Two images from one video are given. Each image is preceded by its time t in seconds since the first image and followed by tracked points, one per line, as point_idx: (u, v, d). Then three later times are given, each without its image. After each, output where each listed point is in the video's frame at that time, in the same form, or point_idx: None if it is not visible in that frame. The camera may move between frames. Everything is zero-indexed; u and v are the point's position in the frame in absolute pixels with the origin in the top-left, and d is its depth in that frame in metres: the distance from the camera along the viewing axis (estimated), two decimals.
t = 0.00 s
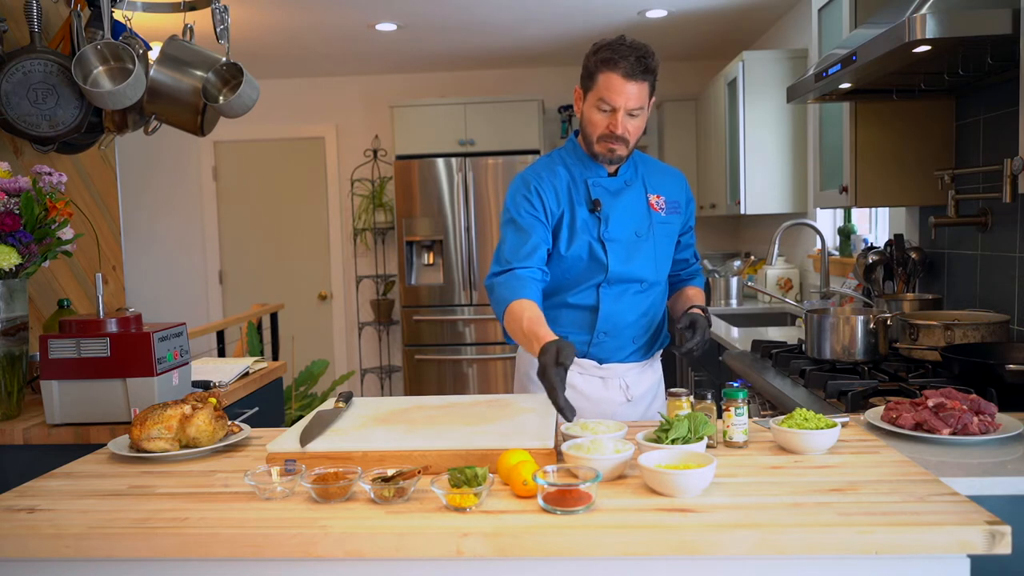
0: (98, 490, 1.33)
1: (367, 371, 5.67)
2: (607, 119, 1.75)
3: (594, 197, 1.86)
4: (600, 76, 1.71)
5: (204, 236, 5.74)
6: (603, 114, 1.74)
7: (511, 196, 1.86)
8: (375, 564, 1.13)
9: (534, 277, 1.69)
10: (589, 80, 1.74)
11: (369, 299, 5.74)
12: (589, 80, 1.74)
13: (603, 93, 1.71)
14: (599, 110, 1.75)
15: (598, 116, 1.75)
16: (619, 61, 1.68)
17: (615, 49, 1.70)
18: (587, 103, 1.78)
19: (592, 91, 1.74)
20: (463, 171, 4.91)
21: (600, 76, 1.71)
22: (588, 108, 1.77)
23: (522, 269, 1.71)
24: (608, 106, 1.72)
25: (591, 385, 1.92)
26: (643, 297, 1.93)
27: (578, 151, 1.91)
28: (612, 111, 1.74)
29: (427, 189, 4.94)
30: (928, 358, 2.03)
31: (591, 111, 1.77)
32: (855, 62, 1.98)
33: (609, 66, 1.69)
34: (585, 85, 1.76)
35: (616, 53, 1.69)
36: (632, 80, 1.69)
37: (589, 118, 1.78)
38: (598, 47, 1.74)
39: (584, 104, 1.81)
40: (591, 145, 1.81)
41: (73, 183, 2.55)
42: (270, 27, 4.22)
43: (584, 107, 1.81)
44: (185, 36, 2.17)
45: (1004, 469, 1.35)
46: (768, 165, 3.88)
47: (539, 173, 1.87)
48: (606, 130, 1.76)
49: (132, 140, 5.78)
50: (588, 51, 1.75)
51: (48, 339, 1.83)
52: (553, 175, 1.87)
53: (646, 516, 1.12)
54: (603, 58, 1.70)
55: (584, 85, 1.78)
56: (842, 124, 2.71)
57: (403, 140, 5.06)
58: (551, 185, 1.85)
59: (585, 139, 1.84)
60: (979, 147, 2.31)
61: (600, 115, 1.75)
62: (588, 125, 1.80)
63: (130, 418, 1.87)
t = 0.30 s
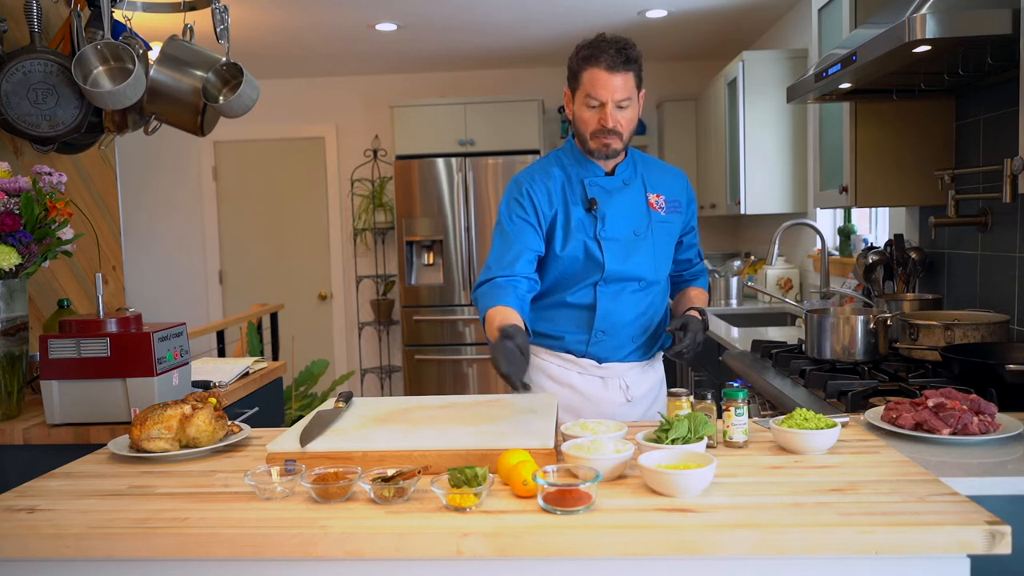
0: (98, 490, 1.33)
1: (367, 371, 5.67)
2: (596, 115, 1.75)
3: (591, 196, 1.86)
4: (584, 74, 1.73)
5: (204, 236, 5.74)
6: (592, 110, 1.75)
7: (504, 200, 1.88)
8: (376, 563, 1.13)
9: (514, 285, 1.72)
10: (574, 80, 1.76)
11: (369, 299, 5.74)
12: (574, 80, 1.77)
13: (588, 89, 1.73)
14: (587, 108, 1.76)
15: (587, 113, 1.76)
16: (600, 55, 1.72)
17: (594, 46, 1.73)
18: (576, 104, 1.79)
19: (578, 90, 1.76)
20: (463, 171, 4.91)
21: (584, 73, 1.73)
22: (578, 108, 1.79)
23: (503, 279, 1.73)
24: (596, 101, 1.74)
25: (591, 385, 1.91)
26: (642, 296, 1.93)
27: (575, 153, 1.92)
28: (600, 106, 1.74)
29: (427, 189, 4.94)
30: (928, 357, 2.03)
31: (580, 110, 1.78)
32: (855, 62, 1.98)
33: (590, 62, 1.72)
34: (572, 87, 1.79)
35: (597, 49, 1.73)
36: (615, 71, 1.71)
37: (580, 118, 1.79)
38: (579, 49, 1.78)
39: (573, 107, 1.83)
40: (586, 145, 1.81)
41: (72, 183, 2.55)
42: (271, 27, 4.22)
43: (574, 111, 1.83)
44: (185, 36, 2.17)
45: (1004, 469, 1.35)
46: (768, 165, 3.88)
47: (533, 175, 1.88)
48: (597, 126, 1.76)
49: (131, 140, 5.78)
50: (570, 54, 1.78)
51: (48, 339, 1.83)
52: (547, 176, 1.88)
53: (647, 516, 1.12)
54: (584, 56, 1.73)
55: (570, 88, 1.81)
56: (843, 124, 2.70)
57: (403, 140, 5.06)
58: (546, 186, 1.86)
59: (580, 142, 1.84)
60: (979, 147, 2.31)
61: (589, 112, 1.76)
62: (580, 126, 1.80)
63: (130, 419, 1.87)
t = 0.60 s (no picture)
0: (98, 490, 1.33)
1: (367, 371, 5.67)
2: (596, 100, 1.75)
3: (581, 190, 1.88)
4: (587, 62, 1.76)
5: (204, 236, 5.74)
6: (592, 96, 1.76)
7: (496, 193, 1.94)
8: (375, 563, 1.13)
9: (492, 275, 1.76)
10: (578, 69, 1.79)
11: (369, 299, 5.74)
12: (577, 71, 1.79)
13: (590, 75, 1.75)
14: (587, 94, 1.76)
15: (587, 99, 1.76)
16: (602, 44, 1.74)
17: (598, 37, 1.77)
18: (577, 94, 1.80)
19: (580, 77, 1.77)
20: (463, 171, 4.91)
21: (587, 61, 1.76)
22: (579, 97, 1.80)
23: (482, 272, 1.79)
24: (596, 86, 1.74)
25: (580, 385, 1.91)
26: (632, 294, 1.91)
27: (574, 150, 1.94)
28: (600, 91, 1.75)
29: (427, 189, 4.94)
30: (928, 358, 2.03)
31: (581, 99, 1.78)
32: (855, 62, 1.98)
33: (593, 49, 1.75)
34: (574, 78, 1.81)
35: (600, 40, 1.76)
36: (617, 58, 1.73)
37: (580, 106, 1.79)
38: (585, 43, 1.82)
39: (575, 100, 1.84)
40: (585, 133, 1.80)
41: (72, 183, 2.55)
42: (271, 27, 4.22)
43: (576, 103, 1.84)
44: (185, 36, 2.17)
45: (1004, 469, 1.35)
46: (768, 165, 3.88)
47: (526, 170, 1.93)
48: (596, 112, 1.76)
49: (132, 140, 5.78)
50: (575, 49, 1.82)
51: (48, 339, 1.83)
52: (540, 170, 1.91)
53: (647, 516, 1.12)
54: (588, 45, 1.76)
55: (573, 81, 1.83)
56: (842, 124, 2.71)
57: (403, 140, 5.06)
58: (536, 180, 1.90)
59: (579, 133, 1.83)
60: (979, 147, 2.31)
61: (589, 98, 1.76)
62: (580, 115, 1.80)
63: (131, 419, 1.87)
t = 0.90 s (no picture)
0: (98, 490, 1.33)
1: (367, 371, 5.67)
2: (593, 104, 1.76)
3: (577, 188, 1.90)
4: (584, 66, 1.76)
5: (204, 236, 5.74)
6: (589, 99, 1.76)
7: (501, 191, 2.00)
8: (375, 563, 1.13)
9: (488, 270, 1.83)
10: (577, 73, 1.79)
11: (369, 299, 5.73)
12: (575, 73, 1.79)
13: (587, 79, 1.74)
14: (585, 98, 1.77)
15: (585, 102, 1.77)
16: (600, 48, 1.74)
17: (597, 40, 1.76)
18: (575, 97, 1.80)
19: (579, 80, 1.77)
20: (463, 171, 4.91)
21: (585, 64, 1.76)
22: (577, 100, 1.80)
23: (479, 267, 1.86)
24: (593, 90, 1.74)
25: (572, 383, 1.90)
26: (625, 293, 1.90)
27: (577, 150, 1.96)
28: (597, 96, 1.75)
29: (427, 190, 4.94)
30: (928, 357, 2.03)
31: (579, 101, 1.79)
32: (855, 62, 1.98)
33: (592, 53, 1.75)
34: (574, 80, 1.81)
35: (598, 44, 1.76)
36: (614, 62, 1.73)
37: (578, 109, 1.79)
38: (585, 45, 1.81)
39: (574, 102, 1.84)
40: (582, 136, 1.80)
41: (72, 183, 2.55)
42: (271, 27, 4.22)
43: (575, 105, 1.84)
44: (185, 36, 2.18)
45: (1005, 469, 1.35)
46: (768, 165, 3.88)
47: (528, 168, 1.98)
48: (592, 115, 1.76)
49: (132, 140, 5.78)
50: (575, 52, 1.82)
51: (48, 339, 1.83)
52: (540, 168, 1.96)
53: (646, 516, 1.12)
54: (586, 48, 1.76)
55: (573, 83, 1.83)
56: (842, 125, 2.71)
57: (403, 140, 5.06)
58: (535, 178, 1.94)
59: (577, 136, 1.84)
60: (979, 147, 2.31)
61: (587, 101, 1.76)
62: (578, 118, 1.81)
63: (131, 418, 1.87)
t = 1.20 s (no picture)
0: (98, 490, 1.33)
1: (367, 371, 5.67)
2: (584, 113, 1.76)
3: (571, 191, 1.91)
4: (575, 73, 1.75)
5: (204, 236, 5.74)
6: (580, 108, 1.76)
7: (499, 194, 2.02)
8: (375, 563, 1.13)
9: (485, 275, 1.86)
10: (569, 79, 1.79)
11: (369, 299, 5.73)
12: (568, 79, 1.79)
13: (578, 87, 1.74)
14: (577, 106, 1.77)
15: (576, 111, 1.77)
16: (589, 55, 1.73)
17: (587, 46, 1.75)
18: (569, 102, 1.81)
19: (570, 88, 1.77)
20: (463, 171, 4.91)
21: (575, 72, 1.75)
22: (570, 107, 1.80)
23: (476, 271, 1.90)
24: (584, 100, 1.74)
25: (564, 381, 1.92)
26: (616, 296, 1.89)
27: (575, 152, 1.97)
28: (588, 104, 1.75)
29: (427, 189, 4.94)
30: (928, 357, 2.03)
31: (572, 109, 1.79)
32: (855, 62, 1.98)
33: (581, 61, 1.74)
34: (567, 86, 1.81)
35: (588, 49, 1.74)
36: (603, 70, 1.71)
37: (571, 116, 1.80)
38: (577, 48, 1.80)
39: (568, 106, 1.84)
40: (576, 142, 1.82)
41: (72, 183, 2.55)
42: (271, 27, 4.22)
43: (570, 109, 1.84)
44: (185, 36, 2.18)
45: (1004, 469, 1.35)
46: (768, 165, 3.88)
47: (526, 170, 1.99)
48: (584, 124, 1.77)
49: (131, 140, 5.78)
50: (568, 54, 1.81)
51: (48, 339, 1.83)
52: (536, 170, 1.97)
53: (646, 516, 1.12)
54: (576, 55, 1.75)
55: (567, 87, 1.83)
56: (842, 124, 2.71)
57: (403, 140, 5.06)
58: (531, 181, 1.96)
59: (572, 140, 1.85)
60: (979, 146, 2.31)
61: (578, 110, 1.77)
62: (572, 124, 1.82)
63: (130, 418, 1.87)
